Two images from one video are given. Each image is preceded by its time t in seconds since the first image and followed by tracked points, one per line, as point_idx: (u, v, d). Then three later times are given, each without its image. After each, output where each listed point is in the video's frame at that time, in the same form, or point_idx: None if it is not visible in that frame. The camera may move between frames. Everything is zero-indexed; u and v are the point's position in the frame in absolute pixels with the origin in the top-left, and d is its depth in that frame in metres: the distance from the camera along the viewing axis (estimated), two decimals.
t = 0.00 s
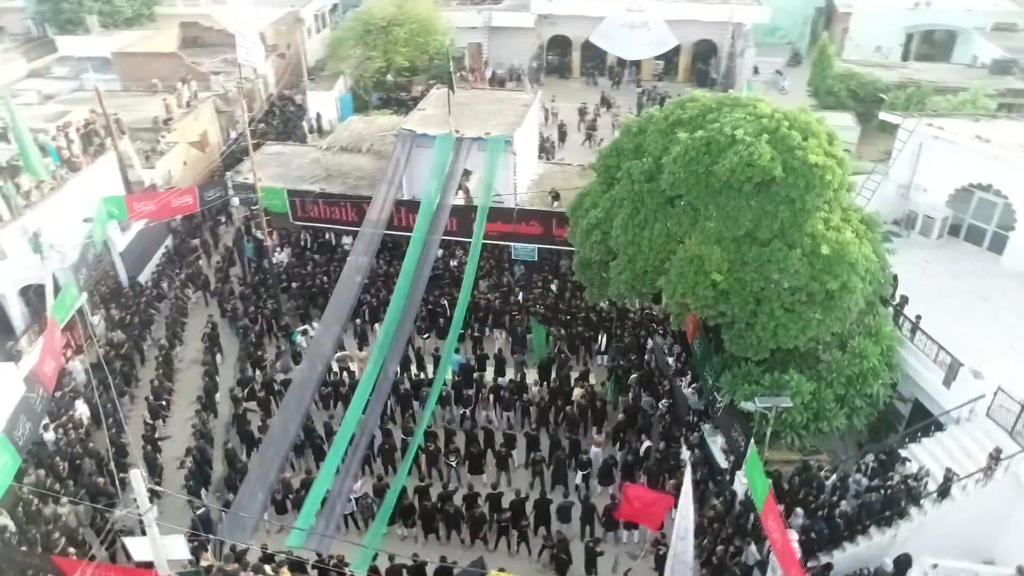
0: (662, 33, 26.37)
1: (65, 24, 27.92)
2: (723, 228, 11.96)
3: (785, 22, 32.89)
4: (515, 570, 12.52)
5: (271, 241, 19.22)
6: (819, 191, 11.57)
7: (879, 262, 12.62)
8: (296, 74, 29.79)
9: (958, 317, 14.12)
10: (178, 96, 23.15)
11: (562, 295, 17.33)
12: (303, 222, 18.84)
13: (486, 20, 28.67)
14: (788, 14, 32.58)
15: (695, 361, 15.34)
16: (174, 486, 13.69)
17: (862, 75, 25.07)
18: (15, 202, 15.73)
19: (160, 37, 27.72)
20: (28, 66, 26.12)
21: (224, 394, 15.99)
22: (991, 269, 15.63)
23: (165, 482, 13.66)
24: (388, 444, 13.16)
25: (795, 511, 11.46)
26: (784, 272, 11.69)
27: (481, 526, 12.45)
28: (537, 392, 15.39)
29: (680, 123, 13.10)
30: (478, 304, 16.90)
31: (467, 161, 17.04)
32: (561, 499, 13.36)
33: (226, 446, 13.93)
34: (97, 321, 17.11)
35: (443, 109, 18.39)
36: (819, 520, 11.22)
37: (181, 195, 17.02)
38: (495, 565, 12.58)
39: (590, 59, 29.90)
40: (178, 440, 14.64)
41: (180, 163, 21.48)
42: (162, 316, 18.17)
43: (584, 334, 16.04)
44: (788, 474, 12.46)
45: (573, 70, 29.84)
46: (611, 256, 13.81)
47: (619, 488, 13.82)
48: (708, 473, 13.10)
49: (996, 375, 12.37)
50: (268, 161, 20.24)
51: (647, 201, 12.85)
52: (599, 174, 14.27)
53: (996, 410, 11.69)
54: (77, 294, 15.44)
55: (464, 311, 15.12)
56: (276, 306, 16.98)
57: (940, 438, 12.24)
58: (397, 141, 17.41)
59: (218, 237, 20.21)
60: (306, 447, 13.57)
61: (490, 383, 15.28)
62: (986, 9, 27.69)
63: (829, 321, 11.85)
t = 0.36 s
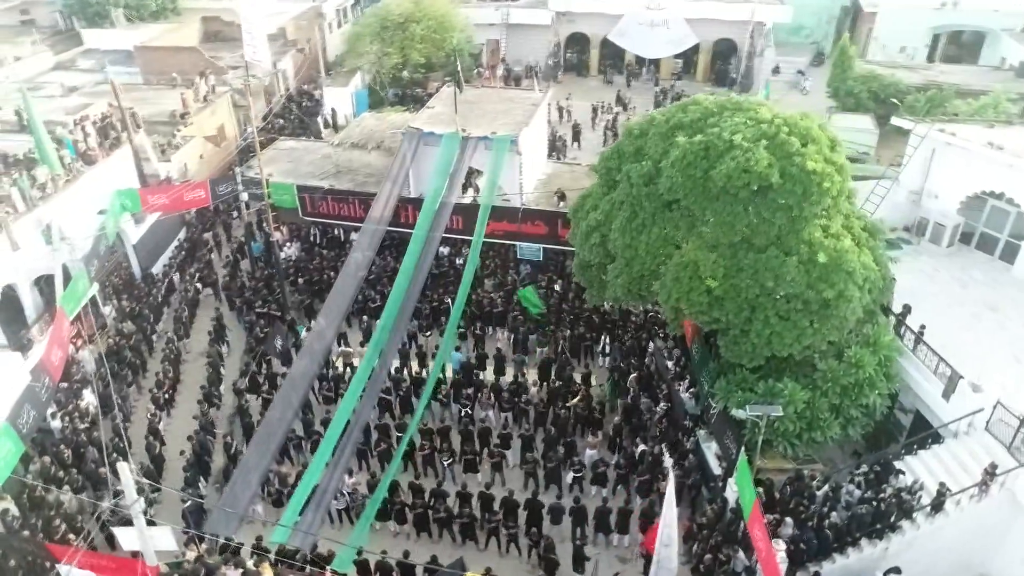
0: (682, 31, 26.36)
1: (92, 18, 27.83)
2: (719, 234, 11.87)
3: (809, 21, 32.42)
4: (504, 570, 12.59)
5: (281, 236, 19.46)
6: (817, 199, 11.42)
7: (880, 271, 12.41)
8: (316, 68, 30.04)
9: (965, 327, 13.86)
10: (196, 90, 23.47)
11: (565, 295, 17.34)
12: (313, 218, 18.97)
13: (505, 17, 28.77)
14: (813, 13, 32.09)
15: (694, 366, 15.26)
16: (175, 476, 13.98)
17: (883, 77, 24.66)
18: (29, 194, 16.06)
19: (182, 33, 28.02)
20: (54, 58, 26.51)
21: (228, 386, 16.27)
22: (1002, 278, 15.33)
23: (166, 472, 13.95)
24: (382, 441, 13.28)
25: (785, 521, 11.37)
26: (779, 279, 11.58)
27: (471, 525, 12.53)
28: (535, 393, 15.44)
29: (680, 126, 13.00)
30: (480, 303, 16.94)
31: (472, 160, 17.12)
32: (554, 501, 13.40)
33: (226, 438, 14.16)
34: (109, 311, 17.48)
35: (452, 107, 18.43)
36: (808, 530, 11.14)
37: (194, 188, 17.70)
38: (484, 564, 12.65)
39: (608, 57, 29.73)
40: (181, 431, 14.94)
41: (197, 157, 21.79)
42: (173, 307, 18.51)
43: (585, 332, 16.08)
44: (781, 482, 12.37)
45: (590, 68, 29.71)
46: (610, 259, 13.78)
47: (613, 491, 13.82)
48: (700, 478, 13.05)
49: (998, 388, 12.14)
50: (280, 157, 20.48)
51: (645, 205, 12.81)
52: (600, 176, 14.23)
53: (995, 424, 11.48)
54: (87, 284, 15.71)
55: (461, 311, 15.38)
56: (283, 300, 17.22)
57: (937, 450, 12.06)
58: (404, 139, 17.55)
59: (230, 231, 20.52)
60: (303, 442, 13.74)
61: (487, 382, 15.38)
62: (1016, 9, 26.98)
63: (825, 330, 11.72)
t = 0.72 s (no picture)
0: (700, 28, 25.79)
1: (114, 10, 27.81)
2: (713, 238, 11.80)
3: (832, 19, 31.93)
4: (492, 568, 12.67)
5: (290, 230, 19.69)
6: (813, 205, 11.30)
7: (879, 278, 12.25)
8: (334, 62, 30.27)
9: (968, 336, 13.64)
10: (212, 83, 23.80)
11: (568, 294, 17.31)
12: (321, 212, 19.12)
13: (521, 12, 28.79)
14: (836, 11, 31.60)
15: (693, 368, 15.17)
16: (176, 464, 14.31)
17: (902, 77, 24.22)
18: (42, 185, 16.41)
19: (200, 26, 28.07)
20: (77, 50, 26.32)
21: (232, 377, 16.57)
22: (1010, 287, 15.05)
23: (167, 460, 14.28)
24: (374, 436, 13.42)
25: (772, 528, 11.33)
26: (772, 285, 11.50)
27: (460, 522, 12.62)
28: (532, 391, 15.48)
29: (680, 128, 12.91)
30: (482, 300, 16.94)
31: (476, 157, 17.16)
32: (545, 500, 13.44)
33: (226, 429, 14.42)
34: (119, 301, 17.88)
35: (459, 104, 18.48)
36: (795, 538, 11.08)
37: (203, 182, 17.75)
38: (473, 561, 12.74)
39: (625, 53, 29.58)
40: (184, 420, 15.26)
41: (211, 149, 22.09)
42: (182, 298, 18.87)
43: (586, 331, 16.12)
44: (772, 489, 12.28)
45: (606, 65, 29.60)
46: (607, 260, 13.75)
47: (605, 492, 13.83)
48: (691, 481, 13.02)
49: (996, 400, 11.94)
50: (291, 151, 20.70)
51: (642, 207, 12.77)
52: (600, 177, 14.18)
53: (992, 437, 11.30)
54: (97, 273, 15.96)
55: (457, 307, 15.45)
56: (287, 294, 17.47)
57: (932, 461, 11.90)
58: (411, 135, 17.68)
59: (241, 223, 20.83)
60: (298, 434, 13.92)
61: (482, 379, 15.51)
62: None
63: (818, 337, 11.62)
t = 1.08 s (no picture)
0: (718, 26, 26.08)
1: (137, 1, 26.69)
2: (706, 242, 11.72)
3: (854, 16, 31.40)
4: (481, 565, 12.74)
5: (298, 223, 19.88)
6: (807, 210, 11.19)
7: (875, 285, 12.13)
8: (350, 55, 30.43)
9: (969, 345, 13.43)
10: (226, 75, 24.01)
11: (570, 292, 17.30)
12: (327, 206, 19.28)
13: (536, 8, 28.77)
14: (858, 8, 31.08)
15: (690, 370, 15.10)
16: (176, 453, 14.58)
17: (922, 77, 23.78)
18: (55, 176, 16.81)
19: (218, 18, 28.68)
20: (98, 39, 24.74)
21: (235, 368, 16.81)
22: (1018, 295, 14.79)
23: (168, 449, 14.56)
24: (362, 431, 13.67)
25: (759, 535, 11.28)
26: (765, 290, 11.41)
27: (450, 519, 12.72)
28: (529, 390, 15.52)
29: (678, 129, 12.84)
30: (484, 298, 16.93)
31: (479, 155, 17.24)
32: (536, 499, 13.50)
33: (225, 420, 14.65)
34: (129, 291, 18.19)
35: (466, 101, 18.51)
36: (782, 545, 11.01)
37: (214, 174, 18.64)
38: (462, 558, 12.83)
39: (641, 50, 29.34)
40: (186, 411, 15.52)
41: (224, 142, 22.34)
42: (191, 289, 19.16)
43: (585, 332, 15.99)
44: (762, 494, 12.23)
45: (622, 61, 29.43)
46: (604, 261, 13.71)
47: (597, 493, 13.84)
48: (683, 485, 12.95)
49: (992, 411, 11.76)
50: (301, 144, 20.83)
51: (638, 208, 12.72)
52: (599, 177, 14.13)
53: (987, 448, 11.14)
54: (104, 264, 16.44)
55: (451, 304, 15.78)
56: (291, 287, 17.64)
57: (925, 471, 11.76)
58: (416, 131, 17.77)
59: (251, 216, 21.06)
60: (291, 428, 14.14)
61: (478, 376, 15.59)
62: None
63: (810, 344, 11.53)
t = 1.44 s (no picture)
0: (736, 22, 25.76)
1: None
2: (700, 245, 11.63)
3: (878, 14, 30.82)
4: (470, 562, 12.82)
5: (307, 217, 20.05)
6: (802, 215, 11.07)
7: (871, 292, 12.00)
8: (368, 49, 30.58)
9: (970, 355, 13.25)
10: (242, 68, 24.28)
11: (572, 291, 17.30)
12: (335, 200, 19.28)
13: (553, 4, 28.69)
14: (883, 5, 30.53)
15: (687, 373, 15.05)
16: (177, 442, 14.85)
17: (943, 78, 23.31)
18: (68, 168, 17.17)
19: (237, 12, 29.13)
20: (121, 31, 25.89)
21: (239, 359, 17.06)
22: None
23: (169, 438, 14.83)
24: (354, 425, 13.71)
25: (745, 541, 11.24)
26: (756, 295, 11.33)
27: (440, 515, 12.81)
28: (526, 388, 15.56)
29: (676, 131, 12.77)
30: (486, 293, 16.92)
31: (483, 152, 17.25)
32: (528, 498, 13.54)
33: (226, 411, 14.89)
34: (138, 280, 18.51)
35: (473, 98, 18.54)
36: (767, 552, 10.94)
37: (223, 167, 18.56)
38: (452, 554, 12.92)
39: (658, 47, 29.13)
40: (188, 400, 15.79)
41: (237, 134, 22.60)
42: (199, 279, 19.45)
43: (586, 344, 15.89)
44: (751, 500, 12.17)
45: (638, 58, 29.25)
46: (600, 262, 13.67)
47: (589, 493, 13.86)
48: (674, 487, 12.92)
49: (989, 423, 11.59)
50: (311, 138, 20.99)
51: (633, 210, 12.66)
52: (598, 178, 14.09)
53: (981, 460, 10.98)
54: (113, 254, 16.76)
55: (448, 300, 15.86)
56: (296, 281, 17.84)
57: (918, 482, 11.61)
58: (421, 128, 17.83)
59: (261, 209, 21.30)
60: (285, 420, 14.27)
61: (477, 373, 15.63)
62: None
63: (802, 350, 11.43)
